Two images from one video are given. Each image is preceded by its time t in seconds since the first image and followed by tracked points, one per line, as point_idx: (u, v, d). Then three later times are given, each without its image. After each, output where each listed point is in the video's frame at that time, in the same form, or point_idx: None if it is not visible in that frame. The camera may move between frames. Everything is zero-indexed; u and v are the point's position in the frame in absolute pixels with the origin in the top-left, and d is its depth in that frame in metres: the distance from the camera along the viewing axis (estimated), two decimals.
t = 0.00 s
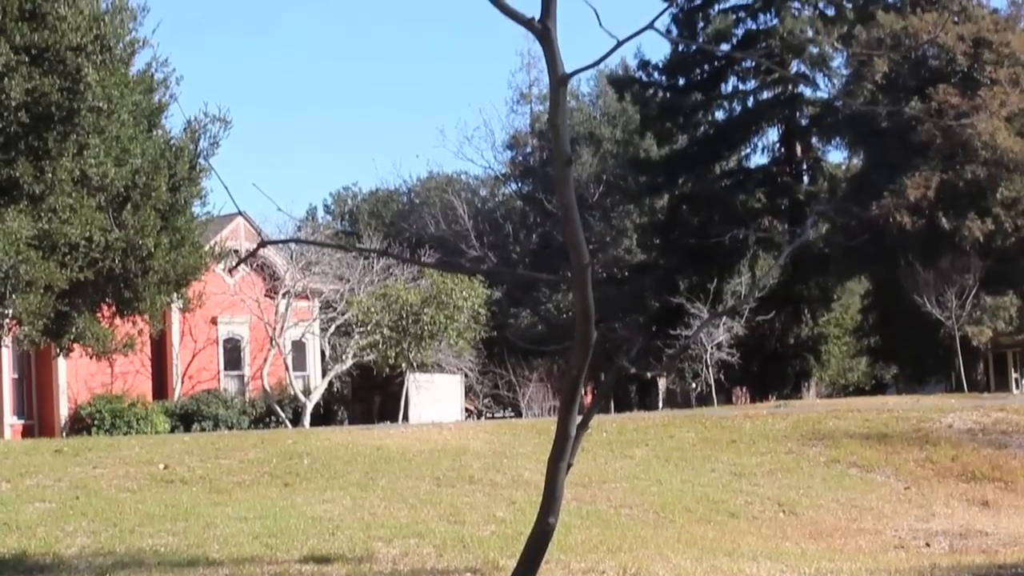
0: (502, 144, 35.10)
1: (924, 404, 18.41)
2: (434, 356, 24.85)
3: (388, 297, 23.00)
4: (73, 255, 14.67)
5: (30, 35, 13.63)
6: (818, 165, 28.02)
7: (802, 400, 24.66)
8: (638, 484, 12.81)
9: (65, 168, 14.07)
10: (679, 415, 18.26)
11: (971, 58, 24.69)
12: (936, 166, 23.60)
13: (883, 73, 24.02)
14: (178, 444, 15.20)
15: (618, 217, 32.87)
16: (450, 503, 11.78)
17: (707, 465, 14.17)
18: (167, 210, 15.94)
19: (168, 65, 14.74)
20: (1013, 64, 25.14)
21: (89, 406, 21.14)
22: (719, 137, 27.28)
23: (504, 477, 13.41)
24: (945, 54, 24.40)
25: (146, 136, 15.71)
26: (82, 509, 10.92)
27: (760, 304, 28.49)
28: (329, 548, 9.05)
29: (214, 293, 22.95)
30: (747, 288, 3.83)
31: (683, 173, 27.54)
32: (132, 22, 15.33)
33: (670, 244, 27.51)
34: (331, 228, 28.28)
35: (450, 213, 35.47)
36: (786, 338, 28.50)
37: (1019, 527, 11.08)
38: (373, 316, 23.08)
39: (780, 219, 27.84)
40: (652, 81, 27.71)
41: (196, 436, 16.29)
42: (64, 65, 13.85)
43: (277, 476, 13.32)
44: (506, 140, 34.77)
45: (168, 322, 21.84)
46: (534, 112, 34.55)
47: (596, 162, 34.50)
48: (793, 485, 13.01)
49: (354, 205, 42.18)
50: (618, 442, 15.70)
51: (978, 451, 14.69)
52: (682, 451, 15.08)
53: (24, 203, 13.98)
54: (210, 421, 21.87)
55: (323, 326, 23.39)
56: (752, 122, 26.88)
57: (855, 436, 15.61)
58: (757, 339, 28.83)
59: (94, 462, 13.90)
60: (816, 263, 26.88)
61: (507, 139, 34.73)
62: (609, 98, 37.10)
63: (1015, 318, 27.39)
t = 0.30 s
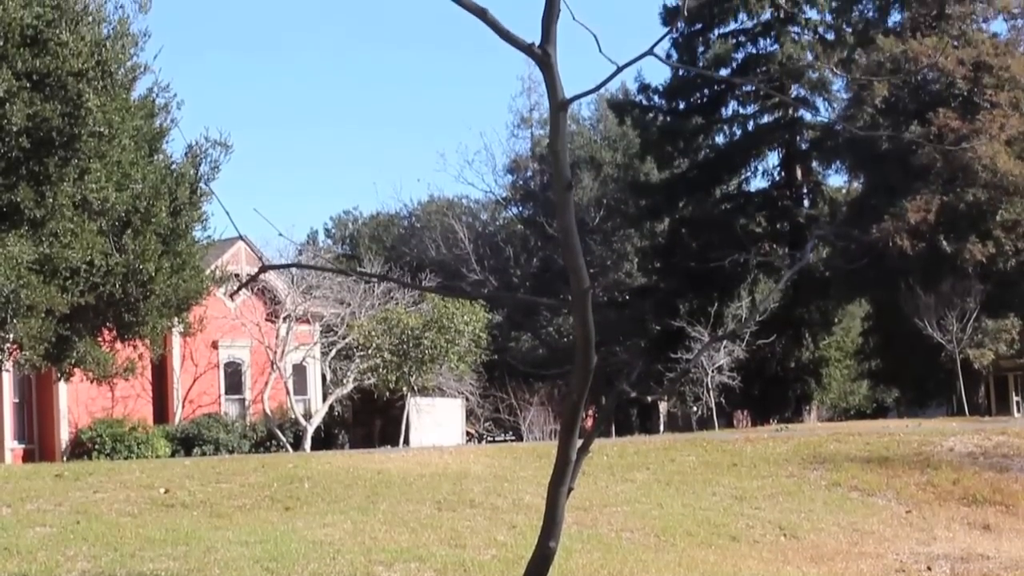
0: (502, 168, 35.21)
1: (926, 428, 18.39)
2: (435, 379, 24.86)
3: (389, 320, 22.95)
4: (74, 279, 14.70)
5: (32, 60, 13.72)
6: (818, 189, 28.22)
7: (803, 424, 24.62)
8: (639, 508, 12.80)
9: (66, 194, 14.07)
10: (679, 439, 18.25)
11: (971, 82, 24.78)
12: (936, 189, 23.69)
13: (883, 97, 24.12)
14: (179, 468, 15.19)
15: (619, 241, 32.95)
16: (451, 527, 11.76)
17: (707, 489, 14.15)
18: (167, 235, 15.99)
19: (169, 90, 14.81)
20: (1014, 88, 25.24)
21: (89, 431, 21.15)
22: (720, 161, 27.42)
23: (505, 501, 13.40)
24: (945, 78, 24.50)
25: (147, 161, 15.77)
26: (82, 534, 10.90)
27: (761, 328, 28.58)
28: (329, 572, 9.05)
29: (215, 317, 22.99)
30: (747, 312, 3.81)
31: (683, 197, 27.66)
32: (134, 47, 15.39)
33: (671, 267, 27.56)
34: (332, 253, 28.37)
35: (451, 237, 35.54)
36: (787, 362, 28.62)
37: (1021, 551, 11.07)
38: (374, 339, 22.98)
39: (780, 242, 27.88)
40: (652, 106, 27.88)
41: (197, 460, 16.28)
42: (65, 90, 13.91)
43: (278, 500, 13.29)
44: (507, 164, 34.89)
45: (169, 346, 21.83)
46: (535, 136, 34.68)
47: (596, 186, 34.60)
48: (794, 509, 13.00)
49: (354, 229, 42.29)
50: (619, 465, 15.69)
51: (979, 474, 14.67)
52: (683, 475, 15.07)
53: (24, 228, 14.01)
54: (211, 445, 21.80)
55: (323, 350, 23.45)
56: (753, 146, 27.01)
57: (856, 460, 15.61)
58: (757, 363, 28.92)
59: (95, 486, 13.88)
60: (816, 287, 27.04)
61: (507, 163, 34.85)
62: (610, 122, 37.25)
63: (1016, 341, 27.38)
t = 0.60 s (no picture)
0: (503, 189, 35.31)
1: (927, 448, 18.37)
2: (435, 401, 24.87)
3: (389, 341, 22.94)
4: (75, 300, 14.71)
5: (33, 83, 13.80)
6: (818, 210, 28.22)
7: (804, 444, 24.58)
8: (639, 529, 12.79)
9: (67, 216, 14.14)
10: (680, 459, 18.24)
11: (971, 102, 24.85)
12: (936, 210, 23.65)
13: (883, 117, 24.21)
14: (179, 490, 15.19)
15: (619, 261, 33.01)
16: (452, 548, 11.75)
17: (708, 510, 14.14)
18: (168, 256, 16.02)
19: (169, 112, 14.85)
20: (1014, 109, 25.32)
21: (90, 452, 21.14)
22: (720, 181, 27.50)
23: (506, 522, 13.39)
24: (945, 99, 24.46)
25: (148, 183, 15.82)
26: (83, 555, 10.90)
27: (761, 348, 28.50)
28: None
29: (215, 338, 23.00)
30: (748, 331, 3.81)
31: (683, 217, 27.74)
32: (135, 68, 15.49)
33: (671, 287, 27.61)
34: (333, 274, 28.43)
35: (451, 257, 35.59)
36: (788, 382, 28.52)
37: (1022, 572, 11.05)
38: (374, 360, 22.98)
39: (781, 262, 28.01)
40: (652, 126, 28.00)
41: (197, 482, 16.28)
42: (66, 112, 14.00)
43: (279, 522, 13.28)
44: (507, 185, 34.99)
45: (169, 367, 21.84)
46: (535, 157, 34.78)
47: (597, 206, 34.66)
48: (795, 530, 12.99)
49: (354, 250, 42.36)
50: (619, 486, 15.69)
51: (980, 494, 14.65)
52: (683, 496, 15.05)
53: (25, 250, 14.06)
54: (212, 466, 21.75)
55: (324, 372, 23.48)
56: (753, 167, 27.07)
57: (856, 480, 15.59)
58: (757, 384, 28.89)
59: (95, 508, 13.88)
60: (817, 306, 27.08)
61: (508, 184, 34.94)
62: (610, 143, 37.35)
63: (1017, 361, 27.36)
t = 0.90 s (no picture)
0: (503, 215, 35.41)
1: (928, 473, 18.34)
2: (436, 426, 24.89)
3: (390, 367, 22.92)
4: (76, 326, 14.75)
5: (34, 109, 13.86)
6: (818, 235, 28.23)
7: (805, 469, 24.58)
8: (640, 555, 12.77)
9: (68, 242, 14.21)
10: (681, 485, 18.22)
11: (971, 127, 24.98)
12: (936, 235, 23.48)
13: (883, 141, 24.28)
14: (180, 516, 15.18)
15: (620, 287, 33.08)
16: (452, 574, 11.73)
17: (709, 535, 14.12)
18: (169, 282, 16.06)
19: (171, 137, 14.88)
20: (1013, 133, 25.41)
21: (91, 478, 21.14)
22: (721, 206, 27.58)
23: (506, 548, 13.37)
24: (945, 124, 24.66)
25: (149, 209, 15.89)
26: None
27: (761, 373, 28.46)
28: None
29: (216, 364, 23.03)
30: (750, 356, 3.83)
31: (683, 242, 27.80)
32: (137, 94, 15.55)
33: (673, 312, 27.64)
34: (334, 300, 28.49)
35: (452, 283, 35.65)
36: (789, 407, 28.56)
37: None
38: (375, 386, 22.98)
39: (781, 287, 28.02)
40: (652, 151, 28.10)
41: (199, 508, 16.27)
42: (67, 138, 14.07)
43: (279, 548, 13.26)
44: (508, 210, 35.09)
45: (170, 393, 21.86)
46: (536, 182, 34.89)
47: (597, 231, 34.74)
48: (796, 555, 12.97)
49: (356, 275, 42.45)
50: (620, 512, 15.67)
51: (982, 519, 14.62)
52: (684, 521, 15.02)
53: (26, 275, 14.12)
54: (212, 492, 21.68)
55: (325, 398, 23.48)
56: (753, 191, 27.16)
57: (858, 505, 15.57)
58: (759, 409, 28.93)
59: (96, 534, 13.86)
60: (817, 331, 27.10)
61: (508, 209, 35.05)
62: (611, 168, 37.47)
63: (1018, 385, 27.34)
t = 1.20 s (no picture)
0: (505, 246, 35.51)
1: (930, 504, 18.31)
2: (439, 457, 24.89)
3: (391, 399, 22.95)
4: (78, 359, 14.78)
5: (36, 142, 13.94)
6: (818, 265, 28.24)
7: (807, 500, 24.53)
8: None
9: (69, 274, 14.31)
10: (683, 516, 18.19)
11: (971, 157, 25.09)
12: (936, 266, 23.60)
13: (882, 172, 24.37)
14: (182, 548, 15.17)
15: (621, 318, 33.16)
16: None
17: (711, 567, 14.09)
18: (171, 314, 16.11)
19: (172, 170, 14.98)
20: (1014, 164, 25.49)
21: (92, 511, 21.12)
22: (722, 238, 27.61)
23: None
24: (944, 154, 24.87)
25: (151, 241, 15.97)
26: None
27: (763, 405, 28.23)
28: None
29: (218, 396, 23.10)
30: (752, 388, 3.87)
31: (684, 273, 27.86)
32: (138, 126, 15.62)
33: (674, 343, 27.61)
34: (336, 332, 28.53)
35: (454, 314, 35.70)
36: (791, 439, 28.25)
37: None
38: (377, 418, 23.02)
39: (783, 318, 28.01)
40: (653, 183, 28.22)
41: (200, 541, 16.24)
42: (70, 170, 14.16)
43: None
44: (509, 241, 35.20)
45: (172, 425, 21.87)
46: (537, 213, 34.95)
47: (598, 262, 34.79)
48: None
49: (358, 306, 42.51)
50: (622, 544, 15.65)
51: (984, 550, 14.59)
52: (686, 553, 15.00)
53: (28, 308, 14.19)
54: (214, 525, 21.64)
55: (328, 430, 23.46)
56: (754, 223, 27.36)
57: (859, 537, 15.55)
58: (761, 440, 28.75)
59: (98, 568, 13.84)
60: (819, 362, 27.12)
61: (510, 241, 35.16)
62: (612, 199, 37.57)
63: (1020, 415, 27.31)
